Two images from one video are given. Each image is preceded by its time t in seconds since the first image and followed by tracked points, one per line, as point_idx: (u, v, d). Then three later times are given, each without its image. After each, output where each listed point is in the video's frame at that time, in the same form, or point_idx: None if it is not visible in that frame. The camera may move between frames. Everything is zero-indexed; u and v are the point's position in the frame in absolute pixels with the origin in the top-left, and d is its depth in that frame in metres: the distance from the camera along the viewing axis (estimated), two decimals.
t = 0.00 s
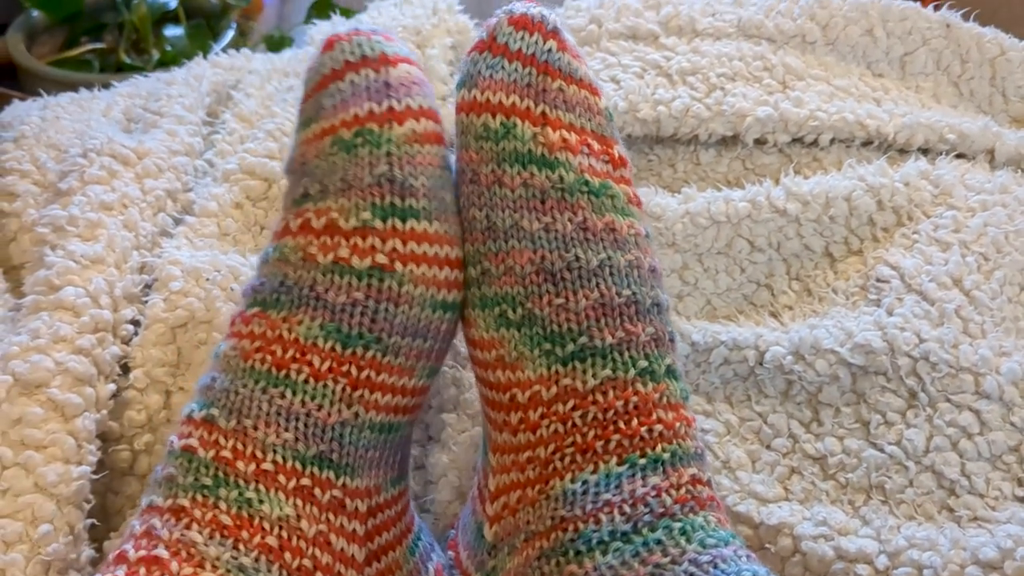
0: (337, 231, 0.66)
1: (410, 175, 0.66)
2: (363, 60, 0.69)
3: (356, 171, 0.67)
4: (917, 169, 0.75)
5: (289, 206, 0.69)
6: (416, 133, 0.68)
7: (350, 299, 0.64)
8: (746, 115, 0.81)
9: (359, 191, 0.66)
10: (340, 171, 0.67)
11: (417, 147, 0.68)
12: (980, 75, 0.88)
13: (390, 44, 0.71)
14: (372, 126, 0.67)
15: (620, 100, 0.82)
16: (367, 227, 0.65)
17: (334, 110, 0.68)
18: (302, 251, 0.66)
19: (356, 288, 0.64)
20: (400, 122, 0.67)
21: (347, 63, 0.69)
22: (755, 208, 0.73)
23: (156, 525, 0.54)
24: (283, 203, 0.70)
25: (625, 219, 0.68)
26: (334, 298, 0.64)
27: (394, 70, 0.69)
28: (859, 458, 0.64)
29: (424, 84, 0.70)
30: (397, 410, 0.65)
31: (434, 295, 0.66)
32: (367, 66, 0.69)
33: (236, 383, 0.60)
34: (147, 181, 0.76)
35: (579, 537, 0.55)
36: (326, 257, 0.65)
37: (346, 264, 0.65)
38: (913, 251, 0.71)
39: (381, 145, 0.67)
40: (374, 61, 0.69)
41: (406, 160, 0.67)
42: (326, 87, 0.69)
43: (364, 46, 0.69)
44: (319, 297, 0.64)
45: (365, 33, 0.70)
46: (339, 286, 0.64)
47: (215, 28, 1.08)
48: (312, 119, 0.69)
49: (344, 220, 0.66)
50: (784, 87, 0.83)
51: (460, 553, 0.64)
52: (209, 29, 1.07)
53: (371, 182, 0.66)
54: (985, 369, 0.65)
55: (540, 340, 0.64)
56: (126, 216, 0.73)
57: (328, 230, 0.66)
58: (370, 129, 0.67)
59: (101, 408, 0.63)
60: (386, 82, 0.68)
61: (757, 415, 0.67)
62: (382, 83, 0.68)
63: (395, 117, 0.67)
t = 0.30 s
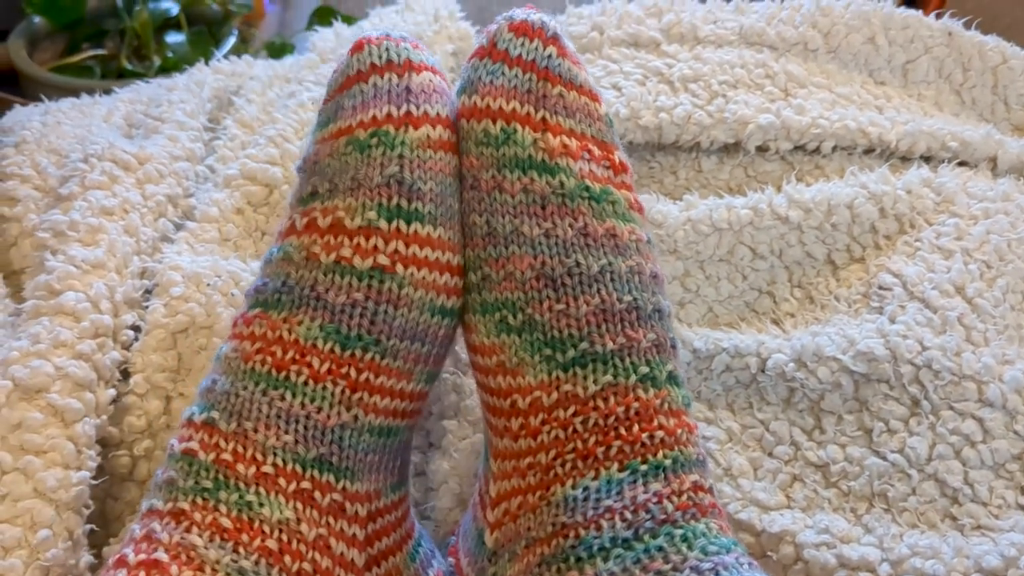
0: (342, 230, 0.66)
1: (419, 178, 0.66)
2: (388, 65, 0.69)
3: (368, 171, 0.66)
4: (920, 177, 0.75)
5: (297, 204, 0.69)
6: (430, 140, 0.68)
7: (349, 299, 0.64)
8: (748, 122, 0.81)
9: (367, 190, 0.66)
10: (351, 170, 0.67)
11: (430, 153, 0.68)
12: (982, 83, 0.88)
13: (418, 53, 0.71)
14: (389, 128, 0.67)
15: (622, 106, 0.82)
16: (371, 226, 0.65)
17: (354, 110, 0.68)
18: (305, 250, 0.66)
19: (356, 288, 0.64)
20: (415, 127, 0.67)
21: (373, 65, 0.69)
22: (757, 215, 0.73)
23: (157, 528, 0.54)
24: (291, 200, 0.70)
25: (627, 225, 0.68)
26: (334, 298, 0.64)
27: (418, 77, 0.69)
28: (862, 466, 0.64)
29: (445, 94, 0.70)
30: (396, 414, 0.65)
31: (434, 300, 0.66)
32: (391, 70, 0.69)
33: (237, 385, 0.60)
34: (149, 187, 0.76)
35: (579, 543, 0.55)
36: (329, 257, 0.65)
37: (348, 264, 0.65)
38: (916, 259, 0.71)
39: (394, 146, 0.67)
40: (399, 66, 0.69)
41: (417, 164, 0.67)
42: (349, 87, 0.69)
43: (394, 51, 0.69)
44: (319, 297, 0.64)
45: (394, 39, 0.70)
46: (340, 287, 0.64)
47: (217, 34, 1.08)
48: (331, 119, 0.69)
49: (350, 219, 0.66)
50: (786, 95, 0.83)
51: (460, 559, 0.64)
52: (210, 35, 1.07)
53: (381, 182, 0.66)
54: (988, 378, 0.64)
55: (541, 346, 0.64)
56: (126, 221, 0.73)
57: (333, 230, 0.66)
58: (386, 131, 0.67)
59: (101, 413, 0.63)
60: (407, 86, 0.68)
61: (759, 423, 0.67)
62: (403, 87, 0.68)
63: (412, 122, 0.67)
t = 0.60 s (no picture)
0: (342, 229, 0.66)
1: (420, 179, 0.67)
2: (398, 68, 0.69)
3: (370, 171, 0.67)
4: (920, 182, 0.75)
5: (298, 204, 0.69)
6: (434, 142, 0.68)
7: (348, 298, 0.64)
8: (748, 127, 0.81)
9: (368, 189, 0.66)
10: (353, 170, 0.67)
11: (433, 155, 0.68)
12: (983, 89, 0.88)
13: (428, 58, 0.71)
14: (393, 129, 0.67)
15: (623, 111, 0.82)
16: (370, 225, 0.65)
17: (360, 112, 0.69)
18: (305, 249, 0.66)
19: (355, 287, 0.64)
20: (419, 129, 0.68)
21: (383, 68, 0.69)
22: (758, 220, 0.73)
23: (156, 529, 0.53)
24: (292, 201, 0.70)
25: (628, 229, 0.68)
26: (332, 297, 0.64)
27: (425, 81, 0.69)
28: (863, 470, 0.64)
29: (452, 98, 0.71)
30: (394, 414, 0.65)
31: (431, 300, 0.67)
32: (400, 73, 0.69)
33: (236, 386, 0.60)
34: (150, 191, 0.76)
35: (579, 546, 0.55)
36: (328, 255, 0.65)
37: (347, 262, 0.65)
38: (917, 263, 0.71)
39: (397, 147, 0.67)
40: (408, 70, 0.69)
41: (419, 165, 0.67)
42: (358, 90, 0.69)
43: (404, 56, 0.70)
44: (318, 296, 0.64)
45: (405, 43, 0.70)
46: (338, 285, 0.64)
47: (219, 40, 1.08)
48: (337, 121, 0.70)
49: (350, 217, 0.66)
50: (787, 100, 0.84)
51: (460, 561, 0.64)
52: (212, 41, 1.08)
53: (382, 181, 0.66)
54: (989, 382, 0.64)
55: (541, 348, 0.64)
56: (127, 224, 0.73)
57: (333, 229, 0.66)
58: (390, 132, 0.67)
59: (101, 416, 0.63)
60: (414, 89, 0.69)
61: (760, 427, 0.67)
62: (410, 90, 0.69)
63: (416, 124, 0.68)
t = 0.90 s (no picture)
0: (341, 228, 0.66)
1: (420, 178, 0.66)
2: (398, 67, 0.69)
3: (370, 169, 0.66)
4: (923, 183, 0.75)
5: (297, 203, 0.69)
6: (433, 141, 0.68)
7: (346, 297, 0.64)
8: (751, 128, 0.81)
9: (368, 188, 0.66)
10: (353, 168, 0.67)
11: (432, 154, 0.68)
12: (986, 90, 0.88)
13: (427, 58, 0.71)
14: (393, 128, 0.67)
15: (626, 112, 0.82)
16: (370, 224, 0.65)
17: (360, 111, 0.69)
18: (304, 248, 0.65)
19: (354, 286, 0.64)
20: (419, 128, 0.68)
21: (383, 68, 0.69)
22: (761, 221, 0.73)
23: (156, 532, 0.53)
24: (290, 200, 0.70)
25: (630, 229, 0.68)
26: (331, 296, 0.64)
27: (424, 80, 0.69)
28: (867, 472, 0.64)
29: (453, 98, 0.71)
30: (394, 415, 0.65)
31: (430, 300, 0.66)
32: (401, 72, 0.69)
33: (235, 387, 0.60)
34: (150, 191, 0.76)
35: (580, 548, 0.54)
36: (327, 255, 0.65)
37: (346, 261, 0.65)
38: (920, 265, 0.71)
39: (398, 146, 0.67)
40: (408, 69, 0.69)
41: (419, 164, 0.67)
42: (357, 89, 0.69)
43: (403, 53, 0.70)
44: (316, 295, 0.64)
45: (405, 43, 0.70)
46: (337, 284, 0.64)
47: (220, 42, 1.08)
48: (337, 120, 0.69)
49: (349, 217, 0.66)
50: (789, 101, 0.83)
51: (461, 563, 0.64)
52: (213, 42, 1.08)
53: (381, 180, 0.66)
54: (993, 384, 0.64)
55: (542, 349, 0.64)
56: (128, 225, 0.72)
57: (332, 227, 0.66)
58: (390, 130, 0.67)
59: (101, 417, 0.63)
60: (414, 89, 0.69)
61: (763, 429, 0.66)
62: (411, 89, 0.69)
63: (416, 123, 0.68)
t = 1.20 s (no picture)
0: (365, 192, 0.67)
1: (444, 148, 0.68)
2: (432, 47, 0.71)
3: (397, 137, 0.68)
4: (926, 161, 0.75)
5: (326, 171, 0.69)
6: (460, 116, 0.70)
7: (366, 257, 0.65)
8: (755, 108, 0.81)
9: (394, 154, 0.67)
10: (381, 135, 0.68)
11: (458, 128, 0.70)
12: (989, 71, 0.88)
13: (461, 41, 0.74)
14: (423, 100, 0.69)
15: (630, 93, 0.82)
16: (393, 188, 0.66)
17: (393, 86, 0.70)
18: (329, 212, 0.67)
19: (374, 247, 0.66)
20: (447, 101, 0.70)
21: (418, 47, 0.71)
22: (764, 199, 0.73)
23: (164, 482, 0.53)
24: (321, 170, 0.71)
25: (641, 199, 0.70)
26: (351, 254, 0.65)
27: (456, 59, 0.71)
28: (870, 446, 0.64)
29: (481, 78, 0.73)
30: (408, 376, 0.66)
31: (447, 265, 0.68)
32: (435, 52, 0.71)
33: (256, 340, 0.61)
34: (155, 169, 0.76)
35: (589, 501, 0.55)
36: (351, 217, 0.66)
37: (368, 224, 0.66)
38: (923, 242, 0.71)
39: (425, 116, 0.68)
40: (442, 49, 0.71)
41: (445, 136, 0.69)
42: (392, 67, 0.71)
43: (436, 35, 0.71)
44: (339, 255, 0.65)
45: (442, 26, 0.73)
46: (357, 245, 0.65)
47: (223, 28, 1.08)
48: (372, 95, 0.71)
49: (374, 181, 0.67)
50: (793, 82, 0.83)
51: (471, 532, 0.64)
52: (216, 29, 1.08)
53: (407, 147, 0.67)
54: (996, 358, 0.65)
55: (550, 306, 0.66)
56: (133, 201, 0.73)
57: (357, 191, 0.67)
58: (420, 102, 0.69)
59: (107, 390, 0.63)
60: (445, 65, 0.71)
61: (766, 405, 0.67)
62: (442, 66, 0.71)
63: (445, 97, 0.70)
